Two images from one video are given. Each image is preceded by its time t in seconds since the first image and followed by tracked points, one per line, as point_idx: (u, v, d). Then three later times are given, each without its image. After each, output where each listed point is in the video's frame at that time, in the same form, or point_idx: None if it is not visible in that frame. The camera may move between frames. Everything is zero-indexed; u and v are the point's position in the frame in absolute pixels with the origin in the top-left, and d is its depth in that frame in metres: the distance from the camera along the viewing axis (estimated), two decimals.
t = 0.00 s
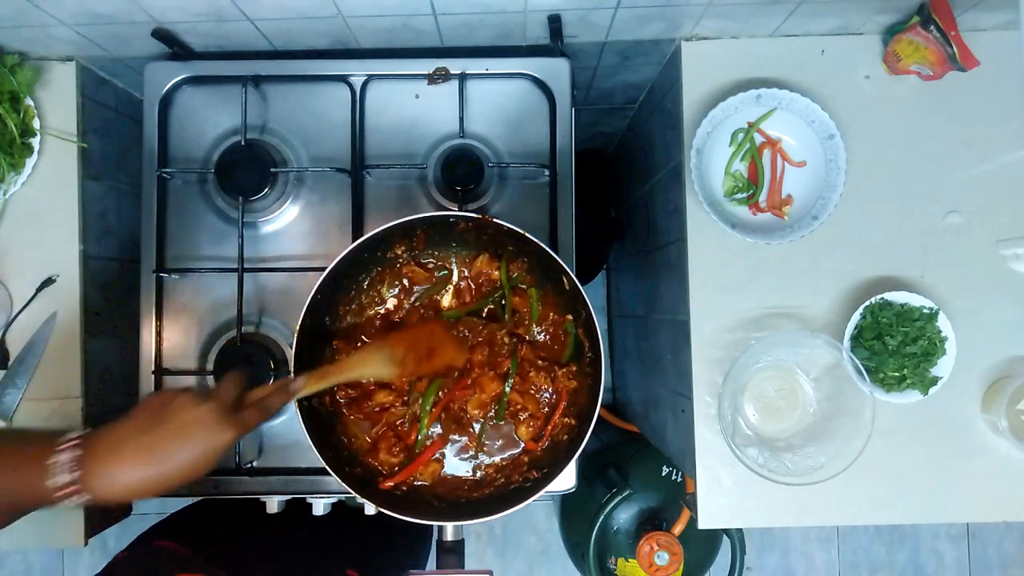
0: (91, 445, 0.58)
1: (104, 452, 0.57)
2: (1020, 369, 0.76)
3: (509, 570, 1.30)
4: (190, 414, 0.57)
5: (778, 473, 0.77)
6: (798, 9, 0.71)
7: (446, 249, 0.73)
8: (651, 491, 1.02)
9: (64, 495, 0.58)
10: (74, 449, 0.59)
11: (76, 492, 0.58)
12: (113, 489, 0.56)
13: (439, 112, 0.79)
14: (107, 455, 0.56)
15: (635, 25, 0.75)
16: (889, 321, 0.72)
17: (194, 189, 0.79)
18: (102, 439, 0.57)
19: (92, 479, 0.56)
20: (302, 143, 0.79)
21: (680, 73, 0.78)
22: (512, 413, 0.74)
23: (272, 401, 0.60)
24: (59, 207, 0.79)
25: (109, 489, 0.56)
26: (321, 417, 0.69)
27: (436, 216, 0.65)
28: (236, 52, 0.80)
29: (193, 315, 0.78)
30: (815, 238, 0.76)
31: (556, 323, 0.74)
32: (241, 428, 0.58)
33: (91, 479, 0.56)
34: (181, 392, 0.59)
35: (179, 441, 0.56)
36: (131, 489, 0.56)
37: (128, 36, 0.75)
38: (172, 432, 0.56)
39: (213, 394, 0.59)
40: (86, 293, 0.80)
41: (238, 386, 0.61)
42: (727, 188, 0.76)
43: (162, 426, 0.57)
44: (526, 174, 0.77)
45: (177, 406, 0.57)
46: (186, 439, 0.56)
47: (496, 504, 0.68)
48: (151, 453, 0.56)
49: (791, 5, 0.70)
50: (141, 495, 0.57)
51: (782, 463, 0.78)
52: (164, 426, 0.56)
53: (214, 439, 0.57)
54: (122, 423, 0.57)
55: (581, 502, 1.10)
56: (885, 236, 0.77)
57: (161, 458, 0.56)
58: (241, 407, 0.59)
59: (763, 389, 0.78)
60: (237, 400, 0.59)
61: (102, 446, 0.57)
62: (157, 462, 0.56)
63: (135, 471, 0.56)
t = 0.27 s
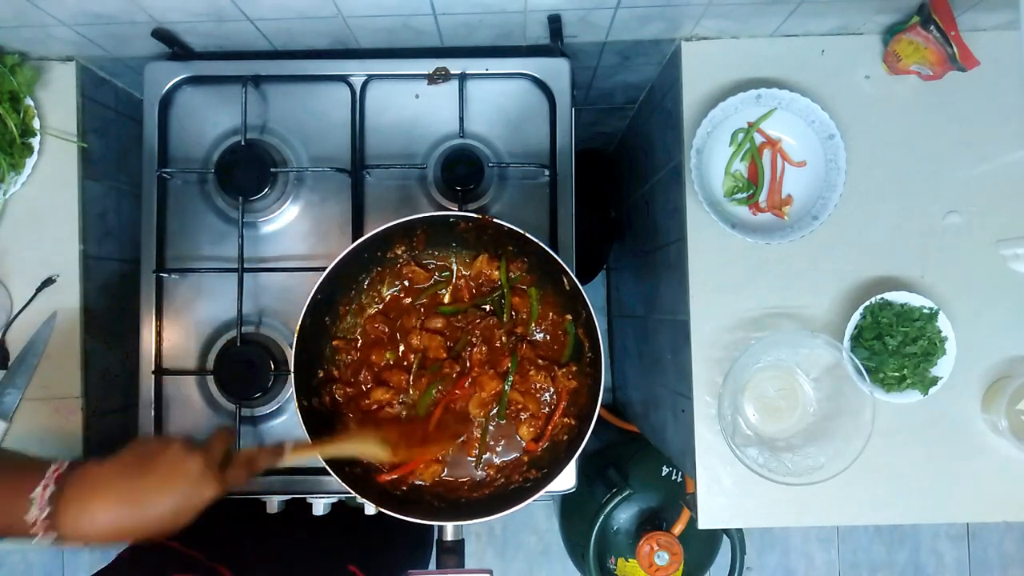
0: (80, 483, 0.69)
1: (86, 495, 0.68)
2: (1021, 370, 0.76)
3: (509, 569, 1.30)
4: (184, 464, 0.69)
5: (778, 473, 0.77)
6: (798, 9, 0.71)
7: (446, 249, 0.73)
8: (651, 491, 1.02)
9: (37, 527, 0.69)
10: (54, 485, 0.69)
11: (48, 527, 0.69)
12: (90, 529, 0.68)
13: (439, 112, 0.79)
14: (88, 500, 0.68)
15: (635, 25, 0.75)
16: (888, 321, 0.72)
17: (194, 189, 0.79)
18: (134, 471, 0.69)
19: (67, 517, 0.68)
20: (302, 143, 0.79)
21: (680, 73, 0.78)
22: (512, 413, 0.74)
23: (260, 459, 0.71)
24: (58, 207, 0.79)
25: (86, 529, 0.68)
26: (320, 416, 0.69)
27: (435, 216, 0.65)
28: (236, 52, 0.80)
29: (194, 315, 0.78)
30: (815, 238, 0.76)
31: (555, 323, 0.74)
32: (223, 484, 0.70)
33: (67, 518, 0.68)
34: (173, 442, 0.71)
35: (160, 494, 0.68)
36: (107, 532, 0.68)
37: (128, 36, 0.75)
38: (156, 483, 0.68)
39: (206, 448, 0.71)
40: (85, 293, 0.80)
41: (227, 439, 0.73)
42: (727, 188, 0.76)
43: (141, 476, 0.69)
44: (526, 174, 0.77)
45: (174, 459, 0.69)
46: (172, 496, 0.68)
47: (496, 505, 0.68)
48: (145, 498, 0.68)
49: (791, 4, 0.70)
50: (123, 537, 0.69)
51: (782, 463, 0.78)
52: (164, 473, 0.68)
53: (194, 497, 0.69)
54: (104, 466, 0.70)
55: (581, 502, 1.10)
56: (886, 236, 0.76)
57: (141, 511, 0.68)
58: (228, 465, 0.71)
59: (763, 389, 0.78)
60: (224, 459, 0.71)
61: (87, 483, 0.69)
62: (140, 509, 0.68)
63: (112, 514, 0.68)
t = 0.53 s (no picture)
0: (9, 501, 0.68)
1: (11, 507, 0.68)
2: (1021, 370, 0.76)
3: (509, 569, 1.30)
4: (125, 469, 0.71)
5: (778, 473, 0.77)
6: (798, 9, 0.71)
7: (446, 249, 0.73)
8: (651, 491, 1.02)
9: None
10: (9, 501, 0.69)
11: None
12: (20, 545, 0.67)
13: (439, 112, 0.79)
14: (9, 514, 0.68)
15: (635, 25, 0.75)
16: (888, 321, 0.72)
17: (194, 189, 0.79)
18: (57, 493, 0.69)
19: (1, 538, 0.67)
20: (302, 143, 0.79)
21: (680, 73, 0.78)
22: (512, 413, 0.74)
23: (209, 469, 0.73)
24: (58, 207, 0.79)
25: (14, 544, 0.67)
26: (320, 416, 0.69)
27: (435, 216, 0.65)
28: (236, 52, 0.80)
29: (194, 315, 0.78)
30: (815, 238, 0.76)
31: (556, 323, 0.74)
32: (167, 491, 0.72)
33: None
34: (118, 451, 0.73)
35: (97, 504, 0.69)
36: (32, 547, 0.68)
37: (128, 36, 0.75)
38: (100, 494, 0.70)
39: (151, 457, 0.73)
40: (85, 293, 0.80)
41: (175, 448, 0.75)
42: (727, 188, 0.76)
43: (84, 486, 0.70)
44: (526, 174, 0.77)
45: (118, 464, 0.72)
46: (108, 501, 0.70)
47: (496, 504, 0.68)
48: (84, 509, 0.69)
49: (791, 4, 0.70)
50: (58, 550, 0.69)
51: (782, 463, 0.78)
52: (114, 482, 0.70)
53: (138, 502, 0.71)
54: (27, 478, 0.70)
55: (581, 502, 1.10)
56: (885, 236, 0.76)
57: (75, 518, 0.69)
58: (172, 476, 0.73)
59: (763, 389, 0.78)
60: (170, 467, 0.73)
61: (15, 497, 0.69)
62: (72, 520, 0.68)
63: (38, 527, 0.68)
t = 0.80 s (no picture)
0: (12, 464, 0.51)
1: None
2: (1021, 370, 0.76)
3: (509, 569, 1.30)
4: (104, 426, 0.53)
5: (778, 473, 0.77)
6: (798, 9, 0.71)
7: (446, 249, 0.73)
8: (651, 491, 1.02)
9: None
10: None
11: None
12: (29, 520, 0.51)
13: (439, 112, 0.79)
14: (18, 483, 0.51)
15: (635, 25, 0.75)
16: (889, 321, 0.72)
17: (194, 189, 0.79)
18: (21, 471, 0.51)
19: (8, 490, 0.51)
20: (302, 143, 0.79)
21: (680, 73, 0.78)
22: (512, 413, 0.74)
23: (203, 432, 0.59)
24: (58, 207, 0.79)
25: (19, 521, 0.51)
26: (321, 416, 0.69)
27: (435, 216, 0.65)
28: (236, 52, 0.80)
29: (194, 315, 0.78)
30: (814, 238, 0.76)
31: (556, 323, 0.74)
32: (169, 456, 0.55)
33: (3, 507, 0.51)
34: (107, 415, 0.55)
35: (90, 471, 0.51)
36: (45, 522, 0.52)
37: (128, 37, 0.75)
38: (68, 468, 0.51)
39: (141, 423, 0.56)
40: (86, 293, 0.80)
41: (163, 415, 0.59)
42: (727, 188, 0.76)
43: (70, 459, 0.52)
44: (526, 174, 0.77)
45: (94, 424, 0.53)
46: (103, 468, 0.51)
47: (496, 504, 0.68)
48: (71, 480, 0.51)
49: (791, 4, 0.70)
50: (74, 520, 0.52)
51: (782, 462, 0.78)
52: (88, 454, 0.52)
53: (137, 472, 0.53)
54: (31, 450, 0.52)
55: (580, 502, 1.10)
56: (885, 236, 0.76)
57: (82, 487, 0.51)
58: (169, 437, 0.57)
59: (763, 389, 0.78)
60: (167, 430, 0.57)
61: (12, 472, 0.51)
62: (79, 489, 0.51)
63: (49, 500, 0.51)
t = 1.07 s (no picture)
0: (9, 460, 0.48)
1: (48, 469, 0.64)
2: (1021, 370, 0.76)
3: (509, 569, 1.30)
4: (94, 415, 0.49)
5: (778, 473, 0.77)
6: (798, 9, 0.71)
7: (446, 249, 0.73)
8: (651, 491, 1.02)
9: None
10: None
11: None
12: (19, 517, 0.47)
13: (439, 112, 0.79)
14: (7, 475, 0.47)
15: (635, 25, 0.75)
16: (889, 321, 0.72)
17: (194, 189, 0.79)
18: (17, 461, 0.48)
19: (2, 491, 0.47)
20: (302, 143, 0.79)
21: (680, 73, 0.78)
22: (512, 413, 0.74)
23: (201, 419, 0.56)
24: (58, 206, 0.79)
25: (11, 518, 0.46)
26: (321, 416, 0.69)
27: (435, 216, 0.65)
28: (236, 52, 0.80)
29: (194, 315, 0.78)
30: (814, 238, 0.76)
31: (556, 322, 0.74)
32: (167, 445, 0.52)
33: None
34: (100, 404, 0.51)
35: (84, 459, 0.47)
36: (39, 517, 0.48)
37: (128, 37, 0.75)
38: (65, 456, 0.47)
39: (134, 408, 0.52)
40: (86, 293, 0.80)
41: (193, 404, 0.72)
42: (727, 188, 0.76)
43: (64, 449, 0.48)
44: (526, 174, 0.77)
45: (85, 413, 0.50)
46: (141, 458, 0.64)
47: (496, 505, 0.68)
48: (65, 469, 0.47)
49: (791, 4, 0.70)
50: (96, 507, 0.65)
51: (782, 462, 0.78)
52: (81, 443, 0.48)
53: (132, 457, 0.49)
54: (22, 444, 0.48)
55: (581, 502, 1.10)
56: (885, 236, 0.77)
57: (108, 472, 0.64)
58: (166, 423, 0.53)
59: (763, 389, 0.78)
60: (194, 420, 0.69)
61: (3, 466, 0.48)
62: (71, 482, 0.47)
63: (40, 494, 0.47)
